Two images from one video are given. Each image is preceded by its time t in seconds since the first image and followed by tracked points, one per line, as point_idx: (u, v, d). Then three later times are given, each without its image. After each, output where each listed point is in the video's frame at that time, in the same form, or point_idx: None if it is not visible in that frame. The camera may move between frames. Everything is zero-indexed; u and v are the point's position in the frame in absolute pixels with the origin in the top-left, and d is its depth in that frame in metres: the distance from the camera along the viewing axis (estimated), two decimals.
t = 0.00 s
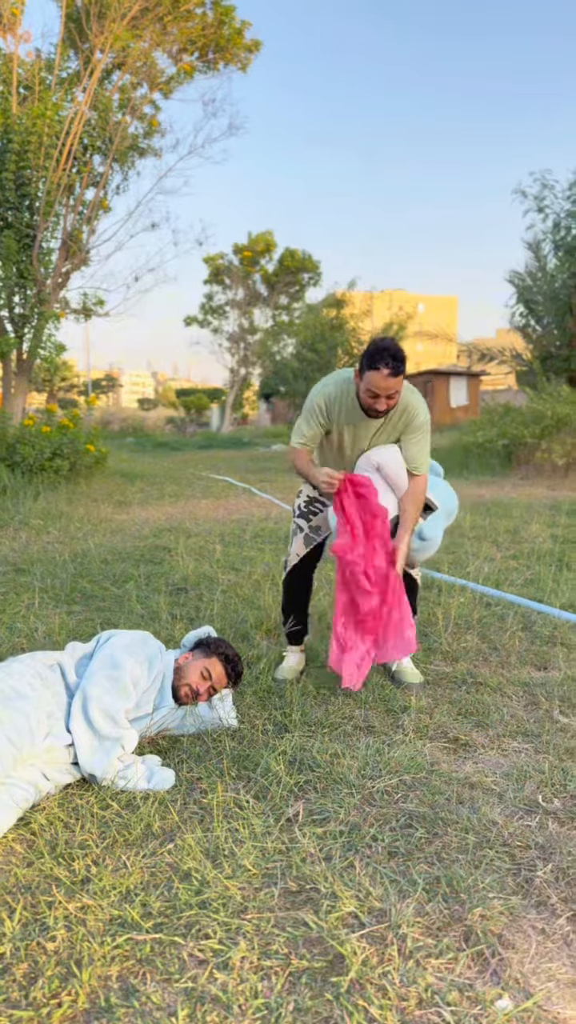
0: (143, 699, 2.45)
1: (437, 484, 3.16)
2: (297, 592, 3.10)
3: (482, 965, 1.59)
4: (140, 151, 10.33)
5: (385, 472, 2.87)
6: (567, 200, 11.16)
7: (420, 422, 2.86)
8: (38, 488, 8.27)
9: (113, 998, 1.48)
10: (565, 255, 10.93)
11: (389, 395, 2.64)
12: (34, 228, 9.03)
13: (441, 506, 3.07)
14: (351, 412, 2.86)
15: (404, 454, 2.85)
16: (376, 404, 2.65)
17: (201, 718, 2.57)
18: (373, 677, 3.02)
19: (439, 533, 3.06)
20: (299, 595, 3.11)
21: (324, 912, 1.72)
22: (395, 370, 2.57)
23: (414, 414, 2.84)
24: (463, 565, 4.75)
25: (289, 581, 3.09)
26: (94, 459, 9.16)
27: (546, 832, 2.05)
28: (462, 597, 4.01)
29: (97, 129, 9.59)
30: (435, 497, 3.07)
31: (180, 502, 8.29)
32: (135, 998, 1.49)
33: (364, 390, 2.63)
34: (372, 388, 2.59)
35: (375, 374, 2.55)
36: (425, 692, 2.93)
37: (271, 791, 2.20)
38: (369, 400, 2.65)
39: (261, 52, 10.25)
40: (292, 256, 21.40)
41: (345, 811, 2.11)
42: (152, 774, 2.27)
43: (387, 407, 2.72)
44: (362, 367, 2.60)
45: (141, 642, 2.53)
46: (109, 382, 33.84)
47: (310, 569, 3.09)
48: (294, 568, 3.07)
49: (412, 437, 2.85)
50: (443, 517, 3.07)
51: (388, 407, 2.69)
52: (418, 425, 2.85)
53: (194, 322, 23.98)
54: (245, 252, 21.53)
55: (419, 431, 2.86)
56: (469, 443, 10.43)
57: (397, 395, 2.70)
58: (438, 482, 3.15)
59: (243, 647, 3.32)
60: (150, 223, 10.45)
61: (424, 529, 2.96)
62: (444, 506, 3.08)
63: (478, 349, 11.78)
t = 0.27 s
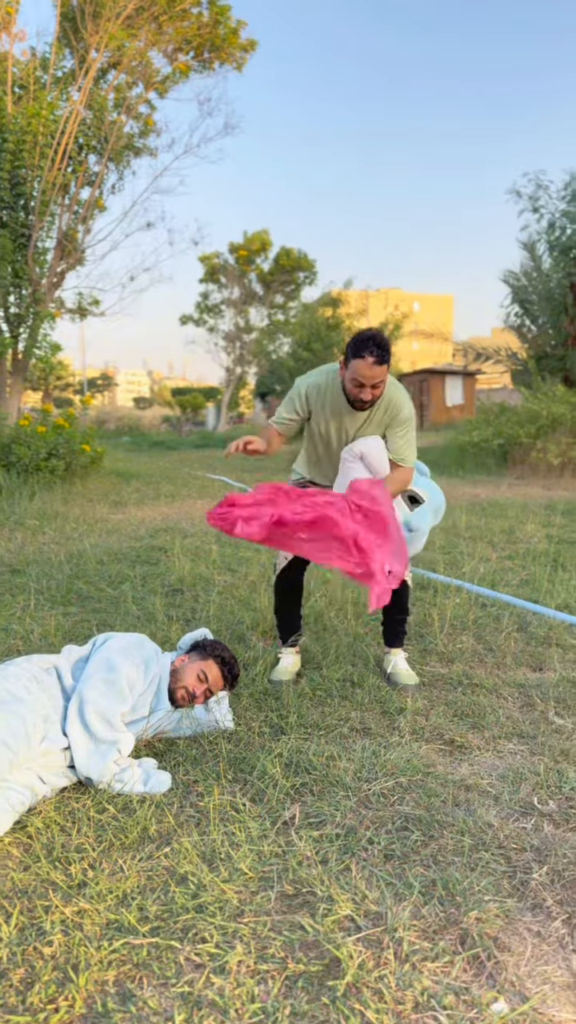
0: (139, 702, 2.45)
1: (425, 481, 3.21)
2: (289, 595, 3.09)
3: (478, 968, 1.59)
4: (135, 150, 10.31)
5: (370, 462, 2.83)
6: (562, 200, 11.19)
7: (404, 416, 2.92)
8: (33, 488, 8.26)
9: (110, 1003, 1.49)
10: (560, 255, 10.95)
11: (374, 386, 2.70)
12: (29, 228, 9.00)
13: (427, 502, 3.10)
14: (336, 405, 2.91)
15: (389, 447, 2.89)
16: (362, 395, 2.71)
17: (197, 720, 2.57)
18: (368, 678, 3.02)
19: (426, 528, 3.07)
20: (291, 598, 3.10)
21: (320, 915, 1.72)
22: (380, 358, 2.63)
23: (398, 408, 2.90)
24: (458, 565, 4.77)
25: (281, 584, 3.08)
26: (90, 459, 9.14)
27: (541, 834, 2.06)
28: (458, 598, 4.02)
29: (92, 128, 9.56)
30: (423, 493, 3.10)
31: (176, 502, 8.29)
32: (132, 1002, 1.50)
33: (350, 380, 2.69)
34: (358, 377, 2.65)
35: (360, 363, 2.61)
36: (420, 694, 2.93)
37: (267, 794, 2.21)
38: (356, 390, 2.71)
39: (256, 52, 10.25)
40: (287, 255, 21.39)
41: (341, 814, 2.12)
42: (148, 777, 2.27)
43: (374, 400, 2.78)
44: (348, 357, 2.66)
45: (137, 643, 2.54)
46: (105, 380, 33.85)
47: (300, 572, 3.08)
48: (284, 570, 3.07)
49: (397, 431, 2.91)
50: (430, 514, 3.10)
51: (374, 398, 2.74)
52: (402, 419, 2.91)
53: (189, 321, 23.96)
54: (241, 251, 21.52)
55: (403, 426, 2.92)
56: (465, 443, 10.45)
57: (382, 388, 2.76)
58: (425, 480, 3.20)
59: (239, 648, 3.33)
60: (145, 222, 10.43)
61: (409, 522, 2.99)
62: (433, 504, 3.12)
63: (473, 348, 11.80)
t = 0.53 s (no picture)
0: (136, 703, 2.44)
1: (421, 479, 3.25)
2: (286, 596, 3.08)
3: (476, 970, 1.59)
4: (132, 150, 10.30)
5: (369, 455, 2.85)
6: (559, 200, 11.19)
7: (399, 410, 2.95)
8: (31, 488, 8.24)
9: (107, 1006, 1.48)
10: (557, 254, 10.95)
11: (370, 375, 2.71)
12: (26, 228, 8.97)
13: (424, 493, 3.12)
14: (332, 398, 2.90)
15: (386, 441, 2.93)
16: (358, 384, 2.71)
17: (196, 720, 2.57)
18: (366, 678, 3.02)
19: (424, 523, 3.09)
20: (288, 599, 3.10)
21: (318, 917, 1.72)
22: (373, 346, 2.66)
23: (394, 402, 2.92)
24: (456, 565, 4.77)
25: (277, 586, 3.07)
26: (87, 459, 9.13)
27: (539, 835, 2.05)
28: (456, 598, 4.02)
29: (89, 128, 9.54)
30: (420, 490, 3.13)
31: (173, 502, 8.29)
32: (129, 1005, 1.49)
33: (345, 368, 2.69)
34: (353, 365, 2.66)
35: (354, 349, 2.63)
36: (418, 694, 2.93)
37: (265, 794, 2.21)
38: (351, 379, 2.71)
39: (253, 51, 10.24)
40: (285, 254, 21.37)
41: (339, 815, 2.11)
42: (146, 778, 2.26)
43: (367, 391, 2.79)
44: (342, 346, 2.68)
45: (134, 644, 2.54)
46: (102, 380, 33.84)
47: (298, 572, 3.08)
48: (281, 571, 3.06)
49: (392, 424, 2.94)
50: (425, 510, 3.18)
51: (369, 388, 2.75)
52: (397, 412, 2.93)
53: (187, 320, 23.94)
54: (238, 251, 21.51)
55: (399, 418, 2.95)
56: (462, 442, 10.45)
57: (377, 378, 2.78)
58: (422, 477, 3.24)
59: (237, 648, 3.32)
60: (143, 222, 10.41)
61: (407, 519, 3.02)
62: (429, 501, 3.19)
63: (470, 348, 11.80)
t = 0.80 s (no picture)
0: (134, 703, 2.44)
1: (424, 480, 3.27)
2: (285, 595, 3.08)
3: (476, 972, 1.58)
4: (131, 149, 10.29)
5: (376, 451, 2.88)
6: (558, 200, 11.19)
7: (405, 409, 2.96)
8: (30, 488, 8.23)
9: (105, 1008, 1.47)
10: (557, 254, 10.94)
11: (380, 376, 2.70)
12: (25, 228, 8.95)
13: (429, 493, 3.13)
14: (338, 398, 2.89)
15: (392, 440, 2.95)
16: (368, 386, 2.70)
17: (194, 720, 2.57)
18: (365, 678, 3.01)
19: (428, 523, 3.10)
20: (287, 598, 3.10)
21: (317, 919, 1.71)
22: (384, 347, 2.65)
23: (401, 402, 2.93)
24: (455, 564, 4.76)
25: (276, 585, 3.07)
26: (86, 459, 9.12)
27: (538, 836, 2.05)
28: (455, 598, 4.02)
29: (87, 127, 9.52)
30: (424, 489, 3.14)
31: (172, 502, 8.28)
32: (126, 1008, 1.48)
33: (356, 371, 2.68)
34: (364, 368, 2.65)
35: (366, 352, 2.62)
36: (416, 694, 2.92)
37: (264, 795, 2.20)
38: (361, 381, 2.70)
39: (252, 50, 10.22)
40: (284, 254, 21.36)
41: (338, 815, 2.11)
42: (144, 778, 2.26)
43: (377, 392, 2.78)
44: (352, 348, 2.67)
45: (131, 645, 2.53)
46: (101, 380, 33.84)
47: (297, 572, 3.08)
48: (280, 571, 3.06)
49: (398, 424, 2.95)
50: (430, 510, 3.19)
51: (379, 389, 2.75)
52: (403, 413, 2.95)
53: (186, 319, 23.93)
54: (238, 250, 21.50)
55: (404, 417, 2.97)
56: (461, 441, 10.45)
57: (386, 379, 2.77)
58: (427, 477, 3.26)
59: (236, 648, 3.32)
60: (141, 222, 10.39)
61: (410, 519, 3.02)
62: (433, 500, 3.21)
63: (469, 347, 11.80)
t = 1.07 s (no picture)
0: (134, 703, 2.43)
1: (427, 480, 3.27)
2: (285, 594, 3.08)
3: (476, 972, 1.58)
4: (131, 148, 10.28)
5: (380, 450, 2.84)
6: (559, 199, 11.17)
7: (410, 408, 2.96)
8: (30, 488, 8.22)
9: (104, 1009, 1.47)
10: (558, 253, 10.93)
11: (387, 375, 2.70)
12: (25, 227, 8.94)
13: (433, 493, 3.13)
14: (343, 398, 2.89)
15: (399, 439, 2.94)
16: (375, 384, 2.71)
17: (194, 720, 2.56)
18: (365, 678, 3.00)
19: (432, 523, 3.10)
20: (288, 597, 3.09)
21: (316, 919, 1.71)
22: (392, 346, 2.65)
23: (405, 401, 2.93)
24: (456, 564, 4.76)
25: (277, 585, 3.07)
26: (87, 459, 9.11)
27: (539, 836, 2.04)
28: (456, 597, 4.01)
29: (88, 126, 9.51)
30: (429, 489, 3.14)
31: (173, 501, 8.28)
32: (126, 1008, 1.48)
33: (363, 369, 2.68)
34: (371, 366, 2.65)
35: (374, 350, 2.62)
36: (417, 694, 2.92)
37: (264, 795, 2.20)
38: (368, 380, 2.70)
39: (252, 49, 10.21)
40: (284, 253, 21.34)
41: (338, 815, 2.10)
42: (144, 778, 2.26)
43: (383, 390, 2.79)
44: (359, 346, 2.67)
45: (131, 645, 2.52)
46: (102, 379, 33.85)
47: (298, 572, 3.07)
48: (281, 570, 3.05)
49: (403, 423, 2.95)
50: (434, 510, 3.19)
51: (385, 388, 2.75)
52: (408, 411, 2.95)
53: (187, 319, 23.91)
54: (238, 249, 21.50)
55: (410, 416, 2.96)
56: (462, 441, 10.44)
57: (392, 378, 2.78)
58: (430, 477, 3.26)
59: (236, 648, 3.31)
60: (142, 221, 10.38)
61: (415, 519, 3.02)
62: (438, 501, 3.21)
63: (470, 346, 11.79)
